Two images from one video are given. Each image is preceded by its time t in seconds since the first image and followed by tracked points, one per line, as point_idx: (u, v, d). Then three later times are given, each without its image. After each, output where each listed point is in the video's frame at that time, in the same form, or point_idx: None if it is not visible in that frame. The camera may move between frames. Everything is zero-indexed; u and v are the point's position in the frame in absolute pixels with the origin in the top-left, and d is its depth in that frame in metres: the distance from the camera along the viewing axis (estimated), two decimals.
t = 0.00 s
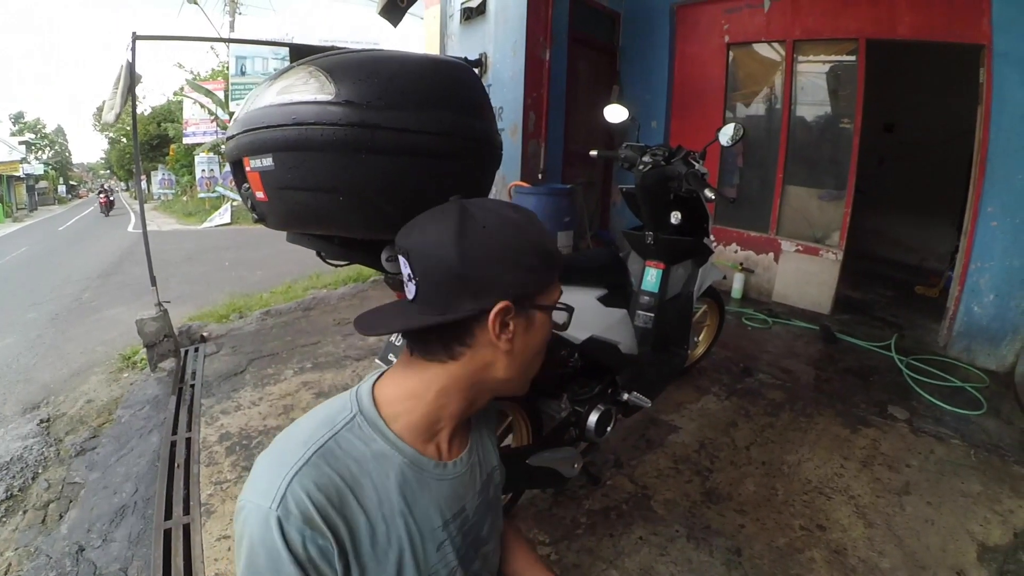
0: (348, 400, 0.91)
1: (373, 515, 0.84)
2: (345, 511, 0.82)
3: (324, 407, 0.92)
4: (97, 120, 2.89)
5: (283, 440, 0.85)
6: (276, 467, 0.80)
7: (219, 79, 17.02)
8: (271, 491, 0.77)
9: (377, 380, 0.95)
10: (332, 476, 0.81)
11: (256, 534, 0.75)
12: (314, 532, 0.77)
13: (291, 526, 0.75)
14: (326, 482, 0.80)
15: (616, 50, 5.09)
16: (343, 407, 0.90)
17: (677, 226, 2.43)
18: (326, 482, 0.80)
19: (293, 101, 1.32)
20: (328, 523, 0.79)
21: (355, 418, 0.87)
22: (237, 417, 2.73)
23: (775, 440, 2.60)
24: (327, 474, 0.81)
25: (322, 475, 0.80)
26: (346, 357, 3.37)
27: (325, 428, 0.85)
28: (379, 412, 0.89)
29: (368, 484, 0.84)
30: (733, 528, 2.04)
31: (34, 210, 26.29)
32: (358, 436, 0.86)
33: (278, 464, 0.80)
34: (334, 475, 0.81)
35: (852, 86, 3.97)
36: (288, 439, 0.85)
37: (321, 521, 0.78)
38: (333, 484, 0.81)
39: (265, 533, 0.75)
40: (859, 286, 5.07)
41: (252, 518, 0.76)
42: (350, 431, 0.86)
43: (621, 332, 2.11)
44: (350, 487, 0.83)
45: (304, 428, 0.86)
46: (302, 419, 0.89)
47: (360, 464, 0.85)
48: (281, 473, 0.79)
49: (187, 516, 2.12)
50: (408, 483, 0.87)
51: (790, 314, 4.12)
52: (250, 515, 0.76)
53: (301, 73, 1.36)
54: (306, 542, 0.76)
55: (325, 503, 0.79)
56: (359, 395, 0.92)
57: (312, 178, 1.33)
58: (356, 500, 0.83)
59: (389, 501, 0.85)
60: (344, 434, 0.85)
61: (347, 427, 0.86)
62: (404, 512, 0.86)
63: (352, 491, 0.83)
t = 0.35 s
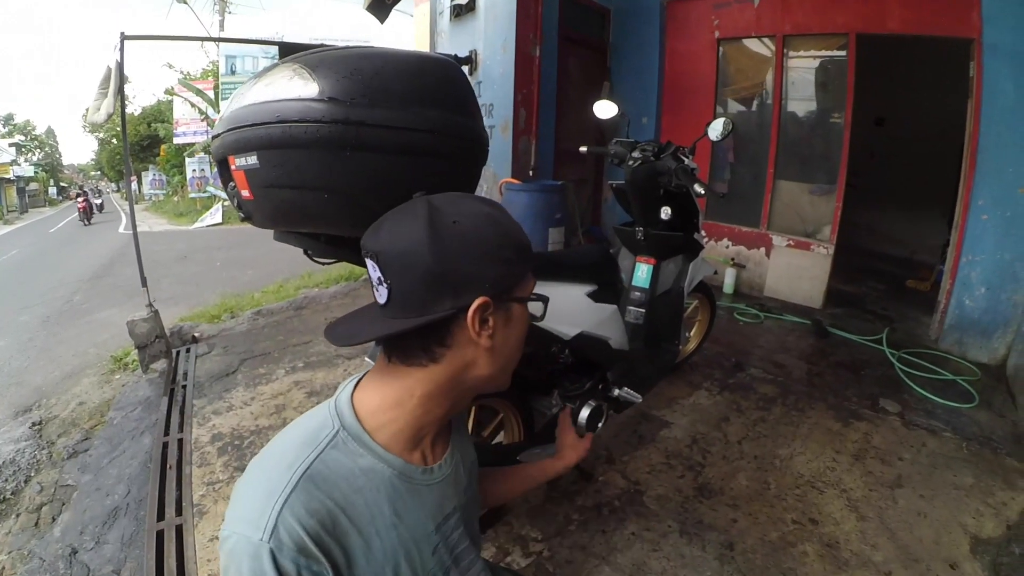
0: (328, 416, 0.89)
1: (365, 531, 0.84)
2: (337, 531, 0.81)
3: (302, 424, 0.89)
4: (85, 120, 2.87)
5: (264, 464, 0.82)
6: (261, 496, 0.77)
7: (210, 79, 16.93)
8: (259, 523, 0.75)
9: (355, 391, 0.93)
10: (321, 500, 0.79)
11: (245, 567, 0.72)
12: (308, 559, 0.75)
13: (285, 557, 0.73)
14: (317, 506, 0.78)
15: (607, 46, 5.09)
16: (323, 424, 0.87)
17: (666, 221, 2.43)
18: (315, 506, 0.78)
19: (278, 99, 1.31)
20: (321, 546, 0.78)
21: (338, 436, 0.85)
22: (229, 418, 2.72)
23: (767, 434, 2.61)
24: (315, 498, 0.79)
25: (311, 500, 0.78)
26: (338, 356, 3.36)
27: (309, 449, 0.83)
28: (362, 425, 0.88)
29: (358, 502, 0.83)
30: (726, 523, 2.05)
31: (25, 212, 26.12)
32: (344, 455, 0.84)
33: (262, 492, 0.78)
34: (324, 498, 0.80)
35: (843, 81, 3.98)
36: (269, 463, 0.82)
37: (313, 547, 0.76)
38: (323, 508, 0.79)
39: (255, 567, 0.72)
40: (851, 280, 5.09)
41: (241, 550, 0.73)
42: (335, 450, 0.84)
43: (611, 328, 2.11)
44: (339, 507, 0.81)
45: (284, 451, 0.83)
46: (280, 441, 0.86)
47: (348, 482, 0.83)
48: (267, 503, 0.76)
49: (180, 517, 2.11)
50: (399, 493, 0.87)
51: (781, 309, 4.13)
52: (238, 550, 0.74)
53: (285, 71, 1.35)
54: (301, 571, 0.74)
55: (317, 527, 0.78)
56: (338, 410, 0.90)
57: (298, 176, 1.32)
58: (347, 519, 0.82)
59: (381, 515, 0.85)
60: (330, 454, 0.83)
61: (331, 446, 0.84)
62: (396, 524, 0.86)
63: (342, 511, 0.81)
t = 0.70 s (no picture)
0: (323, 418, 0.88)
1: (360, 535, 0.84)
2: (332, 537, 0.81)
3: (296, 426, 0.88)
4: (82, 117, 2.86)
5: (258, 467, 0.82)
6: (255, 500, 0.77)
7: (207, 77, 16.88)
8: (254, 528, 0.75)
9: (350, 394, 0.93)
10: (316, 504, 0.79)
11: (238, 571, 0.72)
12: (302, 565, 0.75)
13: (279, 562, 0.73)
14: (311, 510, 0.78)
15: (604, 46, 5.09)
16: (318, 426, 0.87)
17: (662, 222, 2.44)
18: (310, 511, 0.78)
19: (272, 97, 1.31)
20: (315, 551, 0.78)
21: (333, 438, 0.85)
22: (224, 416, 2.72)
23: (762, 435, 2.62)
24: (310, 502, 0.79)
25: (306, 505, 0.78)
26: (334, 355, 3.36)
27: (303, 452, 0.82)
28: (357, 429, 0.88)
29: (353, 506, 0.83)
30: (720, 523, 2.05)
31: (21, 209, 26.03)
32: (339, 458, 0.84)
33: (256, 496, 0.77)
34: (318, 503, 0.79)
35: (840, 83, 4.00)
36: (263, 466, 0.82)
37: (307, 552, 0.76)
38: (317, 512, 0.79)
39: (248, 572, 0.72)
40: (847, 281, 5.10)
41: (235, 554, 0.74)
42: (330, 453, 0.84)
43: (606, 328, 2.12)
44: (334, 511, 0.81)
45: (278, 454, 0.83)
46: (275, 442, 0.85)
47: (343, 486, 0.83)
48: (262, 507, 0.76)
49: (174, 516, 2.10)
50: (394, 497, 0.87)
51: (777, 310, 4.14)
52: (232, 553, 0.74)
53: (280, 69, 1.35)
54: None
55: (311, 532, 0.77)
56: (334, 412, 0.89)
57: (290, 175, 1.32)
58: (341, 522, 0.82)
59: (375, 519, 0.85)
60: (324, 457, 0.83)
61: (326, 449, 0.84)
62: (391, 528, 0.86)
63: (337, 515, 0.81)
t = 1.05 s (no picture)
0: (325, 421, 0.88)
1: (362, 538, 0.84)
2: (335, 540, 0.81)
3: (298, 428, 0.88)
4: (82, 117, 2.86)
5: (259, 470, 0.82)
6: (258, 503, 0.77)
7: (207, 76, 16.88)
8: (256, 532, 0.75)
9: (351, 396, 0.93)
10: (318, 508, 0.79)
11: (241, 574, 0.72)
12: (305, 568, 0.76)
13: (282, 566, 0.73)
14: (313, 513, 0.78)
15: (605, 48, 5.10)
16: (320, 429, 0.87)
17: (662, 224, 2.44)
18: (313, 514, 0.78)
19: (272, 99, 1.31)
20: (318, 554, 0.78)
21: (335, 441, 0.85)
22: (222, 416, 2.72)
23: (761, 437, 2.62)
24: (312, 505, 0.79)
25: (308, 508, 0.78)
26: (333, 355, 3.36)
27: (306, 455, 0.82)
28: (358, 431, 0.88)
29: (355, 508, 0.83)
30: (718, 525, 2.06)
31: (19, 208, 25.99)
32: (341, 462, 0.84)
33: (259, 499, 0.77)
34: (320, 506, 0.80)
35: (840, 86, 4.00)
36: (265, 468, 0.82)
37: (310, 555, 0.76)
38: (320, 516, 0.79)
39: None
40: (846, 284, 5.10)
41: (237, 558, 0.74)
42: (332, 456, 0.84)
43: (604, 330, 2.12)
44: (336, 514, 0.81)
45: (280, 456, 0.83)
46: (276, 444, 0.85)
47: (345, 489, 0.83)
48: (264, 511, 0.76)
49: (172, 516, 2.10)
50: (396, 500, 0.87)
51: (776, 313, 4.14)
52: (235, 557, 0.74)
53: (280, 70, 1.35)
54: None
55: (314, 535, 0.78)
56: (336, 415, 0.89)
57: (290, 176, 1.32)
58: (344, 525, 0.82)
59: (378, 522, 0.85)
60: (326, 460, 0.83)
61: (328, 452, 0.84)
62: (394, 531, 0.86)
63: (339, 518, 0.81)
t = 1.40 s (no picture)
0: (318, 421, 0.88)
1: (359, 538, 0.83)
2: (330, 540, 0.80)
3: (291, 429, 0.88)
4: (82, 117, 2.86)
5: (252, 470, 0.81)
6: (251, 504, 0.76)
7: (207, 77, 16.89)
8: (249, 533, 0.74)
9: (346, 394, 0.93)
10: (312, 507, 0.78)
11: None
12: (300, 569, 0.74)
13: (276, 567, 0.72)
14: (307, 514, 0.77)
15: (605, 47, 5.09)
16: (314, 429, 0.86)
17: (662, 222, 2.44)
18: (306, 514, 0.78)
19: (267, 97, 1.31)
20: (312, 556, 0.77)
21: (329, 441, 0.84)
22: (223, 416, 2.71)
23: (763, 436, 2.61)
24: (306, 506, 0.78)
25: (302, 508, 0.77)
26: (334, 355, 3.36)
27: (299, 454, 0.82)
28: (354, 430, 0.88)
29: (350, 509, 0.83)
30: (720, 524, 2.05)
31: (21, 209, 26.03)
32: (335, 461, 0.83)
33: (251, 500, 0.76)
34: (314, 505, 0.79)
35: (840, 83, 3.99)
36: (257, 469, 0.81)
37: (304, 556, 0.75)
38: (313, 516, 0.78)
39: None
40: (847, 281, 5.09)
41: (230, 560, 0.72)
42: (326, 455, 0.83)
43: (604, 329, 2.12)
44: (330, 514, 0.80)
45: (273, 457, 0.82)
46: (269, 445, 0.85)
47: (340, 489, 0.82)
48: (257, 512, 0.75)
49: (173, 516, 2.10)
50: (392, 500, 0.86)
51: (778, 311, 4.13)
52: (228, 559, 0.73)
53: (276, 69, 1.35)
54: None
55: (307, 536, 0.77)
56: (329, 415, 0.89)
57: (286, 175, 1.32)
58: (339, 525, 0.81)
59: (374, 522, 0.84)
60: (320, 460, 0.82)
61: (322, 452, 0.83)
62: (391, 531, 0.86)
63: (333, 517, 0.81)
